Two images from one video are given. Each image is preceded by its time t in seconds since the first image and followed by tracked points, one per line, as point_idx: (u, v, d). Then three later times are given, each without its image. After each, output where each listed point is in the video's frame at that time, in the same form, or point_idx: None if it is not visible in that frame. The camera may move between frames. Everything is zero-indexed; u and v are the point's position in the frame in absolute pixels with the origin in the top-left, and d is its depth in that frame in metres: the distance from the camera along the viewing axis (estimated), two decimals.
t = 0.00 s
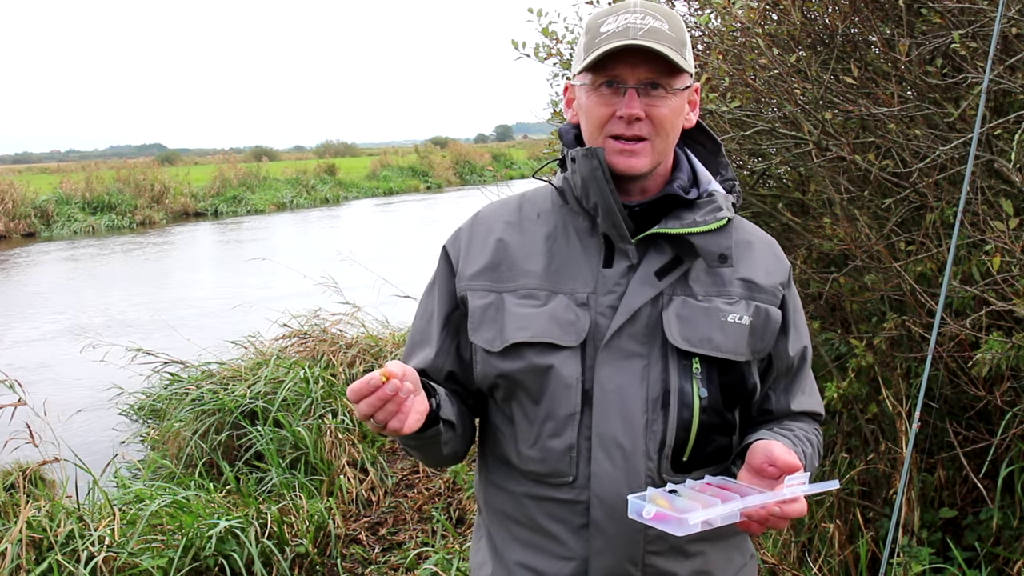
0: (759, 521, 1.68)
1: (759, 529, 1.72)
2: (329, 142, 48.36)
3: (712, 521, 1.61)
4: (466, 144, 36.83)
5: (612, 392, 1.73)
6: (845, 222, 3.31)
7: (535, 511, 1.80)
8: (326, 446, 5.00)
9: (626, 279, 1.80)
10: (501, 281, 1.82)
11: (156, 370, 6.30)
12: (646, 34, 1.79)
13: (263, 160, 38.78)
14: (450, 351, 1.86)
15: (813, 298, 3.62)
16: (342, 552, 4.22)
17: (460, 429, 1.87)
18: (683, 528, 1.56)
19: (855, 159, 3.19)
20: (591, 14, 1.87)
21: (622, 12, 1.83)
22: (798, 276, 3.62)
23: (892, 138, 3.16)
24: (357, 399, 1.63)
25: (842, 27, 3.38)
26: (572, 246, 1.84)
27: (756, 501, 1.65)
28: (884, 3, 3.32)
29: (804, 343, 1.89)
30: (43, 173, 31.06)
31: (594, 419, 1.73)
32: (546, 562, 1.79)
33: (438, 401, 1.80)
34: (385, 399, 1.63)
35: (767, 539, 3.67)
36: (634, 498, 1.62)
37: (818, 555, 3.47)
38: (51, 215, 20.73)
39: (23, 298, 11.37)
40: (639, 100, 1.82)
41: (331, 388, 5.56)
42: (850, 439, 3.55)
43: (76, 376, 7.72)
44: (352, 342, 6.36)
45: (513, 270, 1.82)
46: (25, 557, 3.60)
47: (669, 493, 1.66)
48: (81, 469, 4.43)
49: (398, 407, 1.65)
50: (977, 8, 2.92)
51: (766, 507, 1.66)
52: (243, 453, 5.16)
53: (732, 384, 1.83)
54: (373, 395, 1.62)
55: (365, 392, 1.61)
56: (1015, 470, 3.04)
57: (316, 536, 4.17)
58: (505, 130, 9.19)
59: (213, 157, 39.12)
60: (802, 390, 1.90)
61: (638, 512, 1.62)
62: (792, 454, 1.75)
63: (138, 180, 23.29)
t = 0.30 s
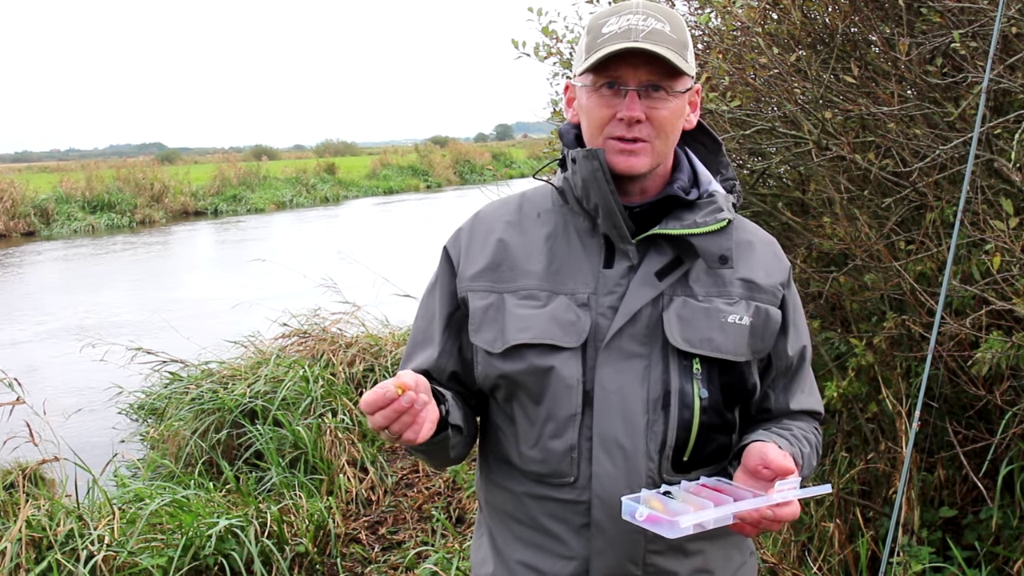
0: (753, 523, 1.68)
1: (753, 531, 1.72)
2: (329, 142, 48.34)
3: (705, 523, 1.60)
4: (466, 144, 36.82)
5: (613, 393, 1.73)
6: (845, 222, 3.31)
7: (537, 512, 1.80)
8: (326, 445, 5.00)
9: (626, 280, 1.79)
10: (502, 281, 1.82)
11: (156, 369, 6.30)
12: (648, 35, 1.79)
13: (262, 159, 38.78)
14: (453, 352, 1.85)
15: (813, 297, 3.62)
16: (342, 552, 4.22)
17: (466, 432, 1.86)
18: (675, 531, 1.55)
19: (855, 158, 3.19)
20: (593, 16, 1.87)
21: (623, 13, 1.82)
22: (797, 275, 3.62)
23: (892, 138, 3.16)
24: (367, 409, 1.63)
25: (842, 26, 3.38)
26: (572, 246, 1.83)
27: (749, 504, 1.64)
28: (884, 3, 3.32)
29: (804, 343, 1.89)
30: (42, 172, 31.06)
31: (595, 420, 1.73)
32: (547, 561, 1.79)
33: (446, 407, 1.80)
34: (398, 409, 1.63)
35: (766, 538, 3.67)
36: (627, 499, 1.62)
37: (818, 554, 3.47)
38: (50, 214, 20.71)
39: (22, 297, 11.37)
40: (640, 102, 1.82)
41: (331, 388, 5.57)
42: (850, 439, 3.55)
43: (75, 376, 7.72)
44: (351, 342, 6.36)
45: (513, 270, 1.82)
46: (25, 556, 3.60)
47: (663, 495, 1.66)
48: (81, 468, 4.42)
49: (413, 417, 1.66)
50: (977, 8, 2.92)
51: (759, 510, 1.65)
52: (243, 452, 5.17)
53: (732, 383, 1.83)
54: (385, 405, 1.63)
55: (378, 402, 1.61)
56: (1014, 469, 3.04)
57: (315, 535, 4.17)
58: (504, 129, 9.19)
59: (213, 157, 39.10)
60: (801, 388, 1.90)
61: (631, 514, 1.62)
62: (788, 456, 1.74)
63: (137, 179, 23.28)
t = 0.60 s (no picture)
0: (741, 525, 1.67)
1: (741, 534, 1.71)
2: (328, 141, 48.32)
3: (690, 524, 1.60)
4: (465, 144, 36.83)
5: (612, 394, 1.73)
6: (845, 222, 3.31)
7: (537, 512, 1.80)
8: (325, 445, 5.00)
9: (626, 280, 1.80)
10: (502, 281, 1.81)
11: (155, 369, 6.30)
12: (650, 37, 1.79)
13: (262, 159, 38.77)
14: (456, 351, 1.85)
15: (813, 297, 3.61)
16: (341, 551, 4.22)
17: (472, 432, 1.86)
18: (658, 531, 1.55)
19: (855, 158, 3.19)
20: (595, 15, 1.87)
21: (626, 14, 1.82)
22: (797, 275, 3.62)
23: (892, 138, 3.16)
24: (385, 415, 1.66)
25: (842, 26, 3.37)
26: (572, 246, 1.83)
27: (735, 506, 1.63)
28: (884, 3, 3.32)
29: (802, 343, 1.89)
30: (41, 172, 31.03)
31: (594, 420, 1.73)
32: (547, 561, 1.79)
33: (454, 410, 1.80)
34: (419, 422, 1.64)
35: (766, 538, 3.67)
36: (613, 500, 1.63)
37: (817, 554, 3.47)
38: (49, 213, 20.69)
39: (21, 296, 11.36)
40: (640, 104, 1.82)
41: (330, 387, 5.57)
42: (850, 439, 3.56)
43: (74, 375, 7.71)
44: (351, 341, 6.36)
45: (513, 270, 1.82)
46: (24, 555, 3.59)
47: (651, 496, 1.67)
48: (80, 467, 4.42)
49: (435, 432, 1.66)
50: (977, 8, 2.93)
51: (745, 513, 1.64)
52: (242, 451, 5.16)
53: (731, 384, 1.83)
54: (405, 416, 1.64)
55: (398, 414, 1.63)
56: (1014, 469, 3.04)
57: (315, 534, 4.17)
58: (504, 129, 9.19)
59: (212, 156, 39.08)
60: (799, 389, 1.89)
61: (618, 514, 1.63)
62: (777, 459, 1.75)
63: (137, 178, 23.25)
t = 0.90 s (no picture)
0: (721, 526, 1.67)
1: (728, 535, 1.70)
2: (328, 141, 48.34)
3: (670, 522, 1.59)
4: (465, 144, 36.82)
5: (610, 394, 1.73)
6: (844, 222, 3.31)
7: (536, 512, 1.80)
8: (324, 445, 5.01)
9: (624, 281, 1.80)
10: (501, 280, 1.81)
11: (154, 368, 6.30)
12: (658, 51, 1.75)
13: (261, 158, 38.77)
14: (459, 349, 1.85)
15: (812, 297, 3.61)
16: (340, 551, 4.22)
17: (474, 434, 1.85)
18: (637, 528, 1.56)
19: (854, 158, 3.19)
20: (599, 19, 1.82)
21: (632, 24, 1.78)
22: (797, 275, 3.62)
23: (891, 138, 3.15)
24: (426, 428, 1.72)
25: (842, 26, 3.37)
26: (571, 246, 1.83)
27: (715, 505, 1.62)
28: (884, 3, 3.32)
29: (799, 344, 1.88)
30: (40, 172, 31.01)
31: (593, 420, 1.73)
32: (544, 561, 1.79)
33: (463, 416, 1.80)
34: (458, 435, 1.67)
35: (765, 538, 3.67)
36: (595, 497, 1.64)
37: (816, 554, 3.46)
38: (49, 213, 20.67)
39: (20, 296, 11.35)
40: (646, 119, 1.78)
41: (330, 387, 5.57)
42: (849, 439, 3.56)
43: (74, 375, 7.71)
44: (350, 341, 6.35)
45: (512, 269, 1.81)
46: (23, 555, 3.59)
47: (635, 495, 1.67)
48: (79, 467, 4.41)
49: (479, 447, 1.68)
50: (977, 8, 2.93)
51: (726, 512, 1.64)
52: (242, 451, 5.17)
53: (729, 384, 1.83)
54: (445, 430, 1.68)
55: (442, 428, 1.68)
56: (1013, 469, 3.04)
57: (314, 534, 4.18)
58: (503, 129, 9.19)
59: (212, 156, 39.08)
60: (796, 389, 1.89)
61: (600, 511, 1.63)
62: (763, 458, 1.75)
63: (136, 178, 23.23)
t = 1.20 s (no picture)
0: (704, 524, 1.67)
1: (713, 535, 1.69)
2: (327, 141, 48.35)
3: (653, 518, 1.59)
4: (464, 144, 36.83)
5: (610, 395, 1.74)
6: (843, 222, 3.31)
7: (536, 513, 1.79)
8: (323, 445, 5.01)
9: (624, 282, 1.80)
10: (500, 282, 1.81)
11: (153, 368, 6.30)
12: (667, 87, 1.73)
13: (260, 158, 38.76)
14: (462, 351, 1.85)
15: (811, 298, 3.61)
16: (339, 551, 4.22)
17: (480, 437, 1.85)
18: (618, 521, 1.55)
19: (854, 159, 3.20)
20: (609, 33, 1.75)
21: (645, 51, 1.73)
22: (796, 276, 3.62)
23: (890, 139, 3.16)
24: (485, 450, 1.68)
25: (842, 27, 3.37)
26: (571, 247, 1.83)
27: (698, 500, 1.63)
28: (883, 4, 3.32)
29: (798, 345, 1.88)
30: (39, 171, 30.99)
31: (592, 422, 1.74)
32: (543, 561, 1.79)
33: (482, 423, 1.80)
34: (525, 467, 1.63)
35: (764, 539, 3.66)
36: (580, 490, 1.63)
37: (815, 555, 3.46)
38: (48, 213, 20.67)
39: (19, 296, 11.34)
40: (651, 150, 1.76)
41: (329, 387, 5.58)
42: (848, 439, 3.56)
43: (73, 375, 7.70)
44: (350, 341, 6.35)
45: (512, 270, 1.81)
46: (22, 555, 3.58)
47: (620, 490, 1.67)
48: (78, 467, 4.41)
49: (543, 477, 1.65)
50: (976, 9, 2.93)
51: (708, 509, 1.64)
52: (241, 451, 5.16)
53: (728, 385, 1.83)
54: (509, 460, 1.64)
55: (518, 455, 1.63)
56: (1012, 470, 3.05)
57: (313, 534, 4.19)
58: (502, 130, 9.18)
59: (211, 156, 39.07)
60: (795, 391, 1.89)
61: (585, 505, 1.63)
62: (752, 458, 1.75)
63: (135, 178, 23.21)
